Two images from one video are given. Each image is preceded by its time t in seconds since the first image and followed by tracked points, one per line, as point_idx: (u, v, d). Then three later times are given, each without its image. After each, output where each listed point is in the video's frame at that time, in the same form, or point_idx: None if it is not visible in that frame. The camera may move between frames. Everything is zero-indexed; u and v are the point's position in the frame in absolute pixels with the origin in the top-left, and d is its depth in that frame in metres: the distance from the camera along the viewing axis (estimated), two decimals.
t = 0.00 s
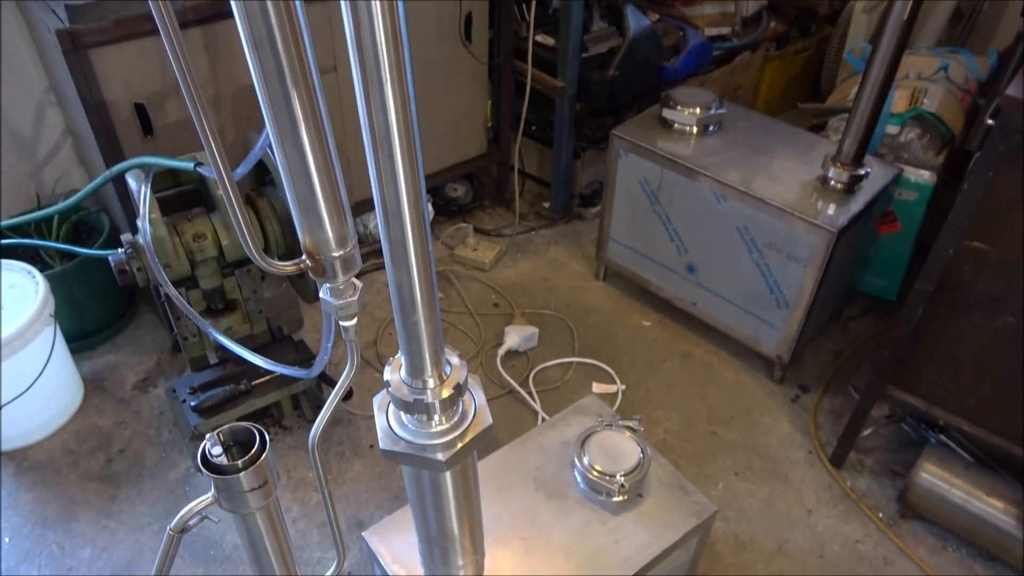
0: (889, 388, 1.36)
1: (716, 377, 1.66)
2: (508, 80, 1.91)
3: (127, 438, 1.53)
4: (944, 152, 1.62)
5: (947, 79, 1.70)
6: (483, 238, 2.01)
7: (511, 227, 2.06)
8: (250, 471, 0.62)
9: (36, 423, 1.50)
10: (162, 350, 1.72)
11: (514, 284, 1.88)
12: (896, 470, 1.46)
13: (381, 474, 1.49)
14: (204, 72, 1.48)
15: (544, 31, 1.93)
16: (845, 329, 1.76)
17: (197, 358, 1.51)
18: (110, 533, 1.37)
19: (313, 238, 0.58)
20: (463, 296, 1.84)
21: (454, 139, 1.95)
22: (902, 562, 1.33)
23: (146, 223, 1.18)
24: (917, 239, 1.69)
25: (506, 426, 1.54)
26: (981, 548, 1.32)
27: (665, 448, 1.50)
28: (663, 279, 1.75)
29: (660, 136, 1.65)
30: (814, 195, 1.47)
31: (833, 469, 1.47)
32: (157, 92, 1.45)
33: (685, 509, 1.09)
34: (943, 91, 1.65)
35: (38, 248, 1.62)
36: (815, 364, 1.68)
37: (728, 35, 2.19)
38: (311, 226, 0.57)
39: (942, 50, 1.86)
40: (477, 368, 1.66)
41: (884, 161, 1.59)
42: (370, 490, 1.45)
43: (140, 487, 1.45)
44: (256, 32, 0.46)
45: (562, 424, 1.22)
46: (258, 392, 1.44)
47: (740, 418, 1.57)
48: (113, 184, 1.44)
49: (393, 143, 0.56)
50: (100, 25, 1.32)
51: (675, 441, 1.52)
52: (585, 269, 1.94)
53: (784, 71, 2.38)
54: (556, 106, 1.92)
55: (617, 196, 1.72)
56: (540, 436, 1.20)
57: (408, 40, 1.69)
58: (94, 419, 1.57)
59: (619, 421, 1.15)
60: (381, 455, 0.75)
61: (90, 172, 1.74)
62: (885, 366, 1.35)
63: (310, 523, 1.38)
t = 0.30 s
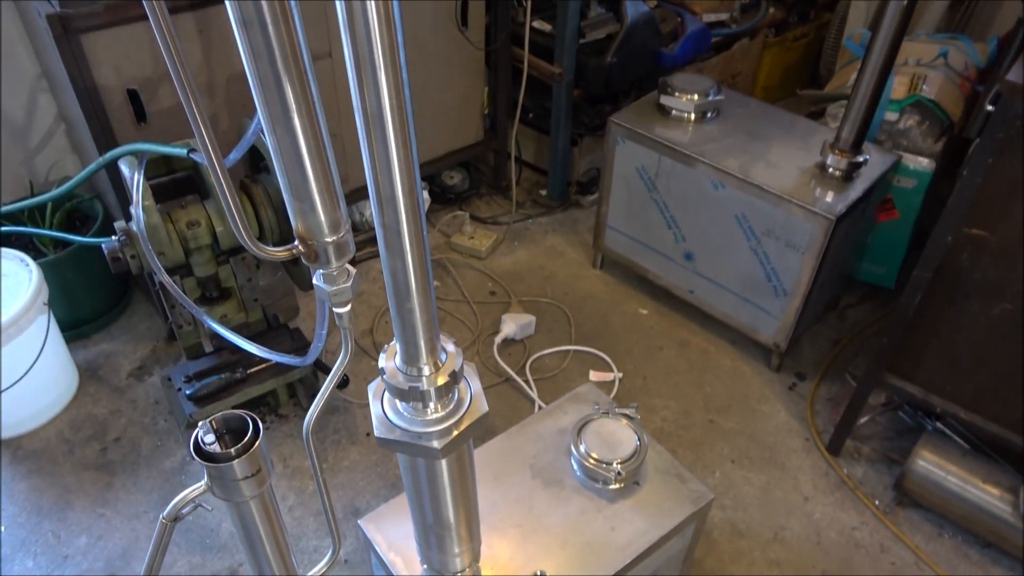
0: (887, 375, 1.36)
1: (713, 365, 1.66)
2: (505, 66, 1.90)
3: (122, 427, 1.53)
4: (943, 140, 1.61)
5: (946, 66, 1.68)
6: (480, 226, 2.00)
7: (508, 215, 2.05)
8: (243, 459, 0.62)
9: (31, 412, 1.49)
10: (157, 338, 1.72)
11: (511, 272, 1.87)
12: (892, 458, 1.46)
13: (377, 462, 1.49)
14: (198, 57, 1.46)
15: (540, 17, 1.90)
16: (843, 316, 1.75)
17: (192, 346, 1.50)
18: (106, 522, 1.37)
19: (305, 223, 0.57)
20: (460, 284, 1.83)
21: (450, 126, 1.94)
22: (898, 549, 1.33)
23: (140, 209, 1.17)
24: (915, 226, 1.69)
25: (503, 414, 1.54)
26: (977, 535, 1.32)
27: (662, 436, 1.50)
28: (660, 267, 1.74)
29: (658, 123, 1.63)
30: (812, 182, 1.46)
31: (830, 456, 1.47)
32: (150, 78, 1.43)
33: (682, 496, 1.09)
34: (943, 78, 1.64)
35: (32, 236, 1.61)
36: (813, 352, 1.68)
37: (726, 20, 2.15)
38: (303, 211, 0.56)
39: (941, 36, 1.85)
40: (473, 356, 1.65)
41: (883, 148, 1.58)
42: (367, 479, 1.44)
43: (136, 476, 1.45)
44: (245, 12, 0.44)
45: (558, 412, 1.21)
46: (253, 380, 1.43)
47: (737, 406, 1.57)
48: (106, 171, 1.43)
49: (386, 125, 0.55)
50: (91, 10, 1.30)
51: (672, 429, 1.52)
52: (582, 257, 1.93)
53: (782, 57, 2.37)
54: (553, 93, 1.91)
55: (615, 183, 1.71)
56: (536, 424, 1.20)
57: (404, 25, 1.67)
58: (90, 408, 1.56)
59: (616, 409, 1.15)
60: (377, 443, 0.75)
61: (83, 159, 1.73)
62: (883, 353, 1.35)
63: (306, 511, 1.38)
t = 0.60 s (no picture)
0: (882, 371, 1.36)
1: (709, 361, 1.65)
2: (502, 60, 1.89)
3: (117, 422, 1.52)
4: (940, 135, 1.61)
5: (944, 61, 1.68)
6: (476, 221, 2.00)
7: (504, 210, 2.04)
8: (234, 454, 0.62)
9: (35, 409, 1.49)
10: (152, 333, 1.71)
11: (507, 267, 1.87)
12: (887, 453, 1.47)
13: (372, 458, 1.49)
14: (192, 51, 1.45)
15: (538, 12, 1.91)
16: (839, 312, 1.75)
17: (187, 341, 1.50)
18: (100, 517, 1.37)
19: (295, 216, 0.56)
20: (456, 279, 1.82)
21: (447, 120, 1.93)
22: (893, 545, 1.34)
23: (133, 204, 1.16)
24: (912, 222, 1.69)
25: (498, 409, 1.53)
26: (972, 531, 1.32)
27: (658, 432, 1.50)
28: (656, 263, 1.74)
29: (655, 117, 1.63)
30: (809, 177, 1.46)
31: (825, 452, 1.47)
32: (144, 72, 1.42)
33: (677, 492, 1.09)
34: (940, 73, 1.64)
35: (25, 231, 1.60)
36: (809, 348, 1.68)
37: (723, 16, 2.17)
38: (293, 204, 0.55)
39: (939, 31, 1.84)
40: (469, 351, 1.65)
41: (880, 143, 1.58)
42: (361, 474, 1.44)
43: (130, 471, 1.44)
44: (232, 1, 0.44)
45: (554, 407, 1.21)
46: (248, 374, 1.43)
47: (733, 401, 1.57)
48: (100, 165, 1.42)
49: (377, 117, 0.54)
50: (84, 3, 1.29)
51: (668, 424, 1.52)
52: (578, 252, 1.92)
53: (779, 53, 2.36)
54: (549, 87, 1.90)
55: (611, 178, 1.71)
56: (531, 420, 1.19)
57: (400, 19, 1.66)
58: (84, 403, 1.56)
59: (611, 405, 1.14)
60: (369, 439, 0.74)
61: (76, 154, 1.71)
62: (879, 349, 1.34)
63: (301, 507, 1.37)
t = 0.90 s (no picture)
0: (880, 365, 1.36)
1: (706, 355, 1.65)
2: (499, 54, 1.88)
3: (112, 416, 1.52)
4: (939, 129, 1.60)
5: (942, 54, 1.67)
6: (473, 215, 1.99)
7: (502, 204, 2.03)
8: (226, 447, 0.61)
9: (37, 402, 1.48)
10: (148, 328, 1.70)
11: (504, 261, 1.86)
12: (885, 447, 1.46)
13: (368, 453, 1.48)
14: (186, 43, 1.44)
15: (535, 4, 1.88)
16: (837, 307, 1.75)
17: (182, 335, 1.49)
18: (95, 511, 1.36)
19: (287, 206, 0.56)
20: (453, 273, 1.82)
21: (444, 114, 1.92)
22: (890, 539, 1.33)
23: (128, 197, 1.15)
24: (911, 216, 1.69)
25: (495, 403, 1.53)
26: (969, 525, 1.32)
27: (655, 426, 1.50)
28: (654, 257, 1.73)
29: (653, 110, 1.62)
30: (807, 171, 1.45)
31: (823, 446, 1.47)
32: (138, 64, 1.41)
33: (674, 486, 1.09)
34: (938, 66, 1.63)
35: (19, 224, 1.59)
36: (806, 342, 1.68)
37: (721, 9, 2.15)
38: (285, 194, 0.55)
39: (937, 24, 1.83)
40: (466, 345, 1.64)
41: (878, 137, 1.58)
42: (358, 468, 1.44)
43: (125, 466, 1.44)
44: None
45: (551, 401, 1.21)
46: (244, 368, 1.42)
47: (730, 395, 1.57)
48: (94, 158, 1.41)
49: (370, 107, 0.53)
50: None
51: (665, 419, 1.51)
52: (575, 246, 1.92)
53: (778, 46, 2.35)
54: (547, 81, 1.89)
55: (609, 172, 1.70)
56: (528, 414, 1.19)
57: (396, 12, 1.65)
58: (80, 397, 1.55)
59: (608, 398, 1.14)
60: (364, 432, 0.74)
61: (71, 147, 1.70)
62: (877, 343, 1.34)
63: (297, 501, 1.37)
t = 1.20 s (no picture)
0: (876, 353, 1.36)
1: (701, 344, 1.65)
2: (493, 43, 1.87)
3: (105, 407, 1.51)
4: (935, 117, 1.60)
5: (939, 42, 1.66)
6: (468, 205, 1.98)
7: (497, 194, 2.02)
8: (214, 430, 0.60)
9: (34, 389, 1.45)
10: (140, 318, 1.69)
11: (499, 251, 1.85)
12: (880, 435, 1.46)
13: (363, 442, 1.48)
14: (177, 30, 1.43)
15: None
16: (833, 296, 1.74)
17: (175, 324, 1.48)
18: (88, 502, 1.36)
19: (274, 185, 0.55)
20: (447, 263, 1.81)
21: (438, 103, 1.91)
22: (886, 527, 1.33)
23: (118, 184, 1.14)
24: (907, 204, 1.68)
25: (490, 393, 1.52)
26: (964, 512, 1.32)
27: (651, 415, 1.49)
28: (650, 246, 1.72)
29: (648, 99, 1.61)
30: (803, 159, 1.45)
31: (818, 435, 1.47)
32: (128, 52, 1.40)
33: (668, 473, 1.08)
34: (935, 54, 1.62)
35: (10, 214, 1.58)
36: (802, 331, 1.67)
37: None
38: (272, 173, 0.54)
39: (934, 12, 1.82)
40: (460, 335, 1.64)
41: (875, 125, 1.57)
42: (352, 458, 1.43)
43: (118, 456, 1.43)
44: None
45: (545, 389, 1.20)
46: (236, 358, 1.41)
47: (726, 384, 1.56)
48: (85, 146, 1.40)
49: (358, 85, 0.53)
50: None
51: (661, 408, 1.51)
52: (571, 236, 1.91)
53: (774, 36, 2.34)
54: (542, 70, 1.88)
55: (604, 160, 1.70)
56: (521, 401, 1.18)
57: None
58: (72, 388, 1.54)
59: (603, 386, 1.14)
60: (355, 417, 0.73)
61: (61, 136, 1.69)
62: (872, 331, 1.34)
63: (291, 491, 1.36)
